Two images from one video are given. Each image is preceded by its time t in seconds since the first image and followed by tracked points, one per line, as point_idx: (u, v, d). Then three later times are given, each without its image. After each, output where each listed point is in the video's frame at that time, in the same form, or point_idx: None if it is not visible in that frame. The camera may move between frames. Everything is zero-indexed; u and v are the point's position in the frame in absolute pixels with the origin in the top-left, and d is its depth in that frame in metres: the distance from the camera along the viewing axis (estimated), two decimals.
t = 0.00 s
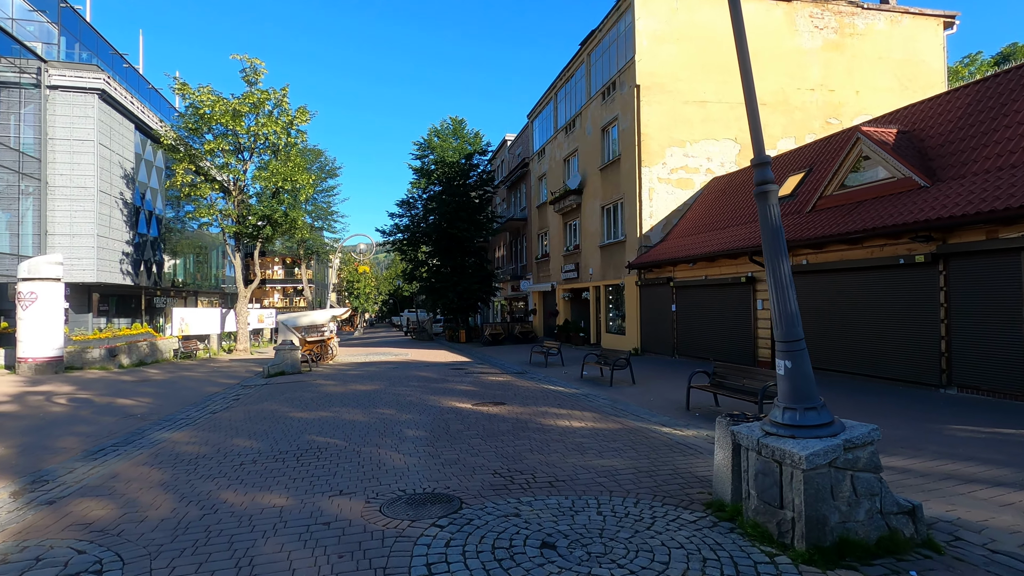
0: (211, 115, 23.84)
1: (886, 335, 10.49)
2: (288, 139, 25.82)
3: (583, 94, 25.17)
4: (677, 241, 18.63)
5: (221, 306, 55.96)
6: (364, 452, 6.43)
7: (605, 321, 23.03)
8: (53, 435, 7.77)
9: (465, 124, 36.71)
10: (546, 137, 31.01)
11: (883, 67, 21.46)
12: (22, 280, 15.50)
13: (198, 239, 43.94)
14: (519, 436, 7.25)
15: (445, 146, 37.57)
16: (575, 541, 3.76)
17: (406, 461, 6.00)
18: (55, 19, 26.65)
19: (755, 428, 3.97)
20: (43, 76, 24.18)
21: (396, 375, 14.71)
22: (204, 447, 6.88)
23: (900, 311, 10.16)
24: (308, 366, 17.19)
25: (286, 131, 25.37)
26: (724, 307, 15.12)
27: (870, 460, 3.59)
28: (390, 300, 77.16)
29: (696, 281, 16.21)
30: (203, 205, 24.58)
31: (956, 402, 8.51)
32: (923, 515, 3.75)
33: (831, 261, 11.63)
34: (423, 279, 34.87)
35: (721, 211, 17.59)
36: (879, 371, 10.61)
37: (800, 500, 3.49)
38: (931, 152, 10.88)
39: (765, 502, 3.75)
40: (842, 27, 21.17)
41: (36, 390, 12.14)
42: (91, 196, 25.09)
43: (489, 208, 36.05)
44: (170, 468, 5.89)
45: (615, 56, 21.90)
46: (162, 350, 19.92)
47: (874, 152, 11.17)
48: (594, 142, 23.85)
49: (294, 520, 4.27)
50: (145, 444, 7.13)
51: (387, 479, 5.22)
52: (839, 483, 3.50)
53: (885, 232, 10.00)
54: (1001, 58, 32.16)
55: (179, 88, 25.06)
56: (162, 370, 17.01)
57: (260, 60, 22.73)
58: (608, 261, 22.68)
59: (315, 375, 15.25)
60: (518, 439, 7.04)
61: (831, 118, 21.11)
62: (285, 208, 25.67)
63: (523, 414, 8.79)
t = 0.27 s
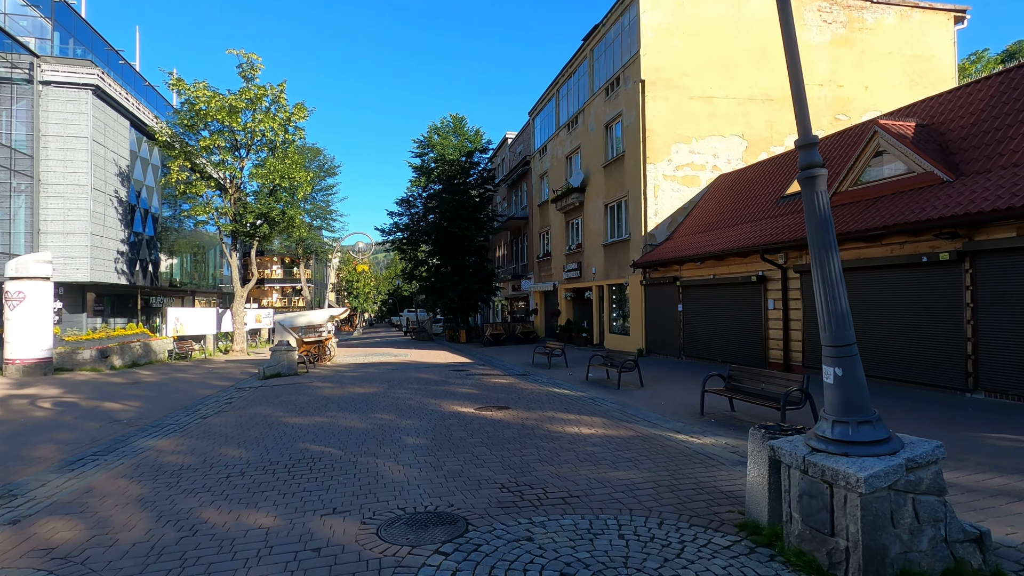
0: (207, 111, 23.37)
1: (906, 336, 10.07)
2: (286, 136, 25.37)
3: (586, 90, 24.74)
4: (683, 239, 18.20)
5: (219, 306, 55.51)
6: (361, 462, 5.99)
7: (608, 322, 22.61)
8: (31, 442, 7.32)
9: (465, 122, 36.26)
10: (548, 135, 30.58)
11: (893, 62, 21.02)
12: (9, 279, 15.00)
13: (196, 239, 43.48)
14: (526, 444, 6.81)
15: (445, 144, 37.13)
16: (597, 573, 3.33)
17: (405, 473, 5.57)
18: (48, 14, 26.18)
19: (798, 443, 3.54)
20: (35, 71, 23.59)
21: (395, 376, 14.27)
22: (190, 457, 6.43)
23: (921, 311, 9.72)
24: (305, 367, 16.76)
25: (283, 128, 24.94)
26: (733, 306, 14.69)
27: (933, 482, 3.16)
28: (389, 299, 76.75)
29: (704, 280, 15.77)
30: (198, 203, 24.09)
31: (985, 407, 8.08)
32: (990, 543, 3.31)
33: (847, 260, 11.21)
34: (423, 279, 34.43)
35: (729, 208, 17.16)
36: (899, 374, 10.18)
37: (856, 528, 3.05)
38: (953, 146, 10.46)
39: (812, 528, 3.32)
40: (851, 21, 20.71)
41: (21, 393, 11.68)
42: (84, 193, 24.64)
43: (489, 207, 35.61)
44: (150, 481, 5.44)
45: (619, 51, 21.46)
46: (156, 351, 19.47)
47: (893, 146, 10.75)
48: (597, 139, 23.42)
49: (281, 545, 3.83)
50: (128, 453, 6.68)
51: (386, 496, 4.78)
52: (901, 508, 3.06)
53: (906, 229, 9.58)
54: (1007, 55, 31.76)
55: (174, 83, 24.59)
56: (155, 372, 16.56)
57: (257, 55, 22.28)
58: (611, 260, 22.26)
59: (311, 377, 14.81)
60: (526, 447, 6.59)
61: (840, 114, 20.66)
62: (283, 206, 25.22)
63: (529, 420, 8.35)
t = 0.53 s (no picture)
0: (202, 106, 22.89)
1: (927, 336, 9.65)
2: (283, 132, 24.90)
3: (589, 85, 24.30)
4: (689, 236, 17.78)
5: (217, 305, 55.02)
6: (357, 472, 5.56)
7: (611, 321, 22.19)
8: (6, 448, 6.87)
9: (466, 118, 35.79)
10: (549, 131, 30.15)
11: (903, 56, 20.59)
12: None
13: (193, 237, 42.98)
14: (534, 451, 6.37)
15: (445, 141, 36.66)
16: None
17: (405, 484, 5.13)
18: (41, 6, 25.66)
19: (853, 458, 3.10)
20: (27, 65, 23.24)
21: (394, 377, 13.85)
22: (173, 465, 5.98)
23: (944, 310, 9.31)
24: (302, 367, 16.33)
25: (280, 123, 24.48)
26: (742, 305, 14.28)
27: (1017, 506, 2.73)
28: (388, 298, 76.31)
29: (712, 278, 15.34)
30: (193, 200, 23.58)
31: (1016, 411, 7.67)
32: None
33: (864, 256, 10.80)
34: (423, 277, 34.01)
35: (737, 205, 16.74)
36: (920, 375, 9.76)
37: (931, 559, 2.61)
38: (976, 137, 10.05)
39: (873, 557, 2.88)
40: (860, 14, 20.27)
41: (5, 395, 11.23)
42: (77, 189, 24.17)
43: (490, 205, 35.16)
44: (127, 493, 4.99)
45: (623, 44, 21.01)
46: (149, 351, 19.01)
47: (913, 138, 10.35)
48: (600, 135, 23.00)
49: (264, 572, 3.39)
50: (107, 461, 6.23)
51: (383, 512, 4.35)
52: (982, 537, 2.63)
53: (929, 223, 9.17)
54: (1013, 52, 31.38)
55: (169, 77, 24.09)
56: (147, 372, 16.11)
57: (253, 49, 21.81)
58: (614, 258, 21.83)
59: (307, 378, 14.34)
60: (534, 455, 6.16)
61: (849, 109, 20.26)
62: (279, 203, 24.75)
63: (535, 424, 7.92)
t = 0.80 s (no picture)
0: (198, 102, 22.43)
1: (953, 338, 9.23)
2: (281, 128, 24.45)
3: (592, 81, 23.85)
4: (697, 234, 17.36)
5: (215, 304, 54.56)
6: (356, 488, 5.13)
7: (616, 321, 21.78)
8: None
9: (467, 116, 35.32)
10: (552, 128, 29.71)
11: (914, 51, 20.17)
12: None
13: (190, 235, 42.50)
14: (545, 463, 5.94)
15: (446, 138, 36.19)
16: None
17: (408, 503, 4.70)
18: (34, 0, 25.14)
19: (932, 488, 2.66)
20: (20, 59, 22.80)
21: (394, 379, 13.41)
22: (157, 479, 5.55)
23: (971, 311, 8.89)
24: (300, 369, 15.90)
25: (278, 120, 24.03)
26: (753, 305, 13.86)
27: None
28: (388, 297, 75.87)
29: (721, 277, 14.92)
30: (189, 198, 23.09)
31: None
32: None
33: (885, 254, 10.39)
34: (423, 277, 33.58)
35: (746, 202, 16.31)
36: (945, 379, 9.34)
37: None
38: (1003, 130, 9.65)
39: None
40: (871, 8, 19.84)
41: None
42: (71, 187, 23.72)
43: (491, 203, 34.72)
44: (103, 513, 4.56)
45: (628, 38, 20.56)
46: (143, 352, 18.59)
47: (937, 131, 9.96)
48: (605, 131, 22.57)
49: None
50: (86, 474, 5.80)
51: (385, 537, 3.92)
52: None
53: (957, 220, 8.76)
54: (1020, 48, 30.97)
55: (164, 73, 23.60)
56: (140, 374, 15.66)
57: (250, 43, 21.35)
58: (619, 257, 21.40)
59: (305, 380, 13.89)
60: (546, 468, 5.73)
61: (859, 105, 19.84)
62: (277, 201, 24.30)
63: (544, 432, 7.49)
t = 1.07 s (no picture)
0: (194, 95, 21.98)
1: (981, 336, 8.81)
2: (279, 122, 24.01)
3: (596, 74, 23.41)
4: (704, 230, 16.96)
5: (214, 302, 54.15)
6: (355, 496, 4.72)
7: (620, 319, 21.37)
8: None
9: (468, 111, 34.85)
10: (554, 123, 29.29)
11: (925, 43, 19.77)
12: None
13: (188, 232, 42.06)
14: (558, 468, 5.52)
15: (446, 134, 35.75)
16: None
17: (412, 513, 4.29)
18: None
19: None
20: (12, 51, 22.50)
21: (395, 378, 13.00)
22: (139, 485, 5.13)
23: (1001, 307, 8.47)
24: (298, 367, 15.48)
25: (276, 113, 23.63)
26: (764, 302, 13.45)
27: None
28: (387, 295, 75.47)
29: (731, 273, 14.52)
30: (186, 192, 22.60)
31: None
32: None
33: (906, 248, 10.01)
34: (424, 274, 33.18)
35: (755, 196, 15.91)
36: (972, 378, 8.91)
37: None
38: None
39: None
40: None
41: None
42: (66, 181, 23.31)
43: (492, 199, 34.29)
44: (74, 525, 4.14)
45: (633, 30, 20.13)
46: (137, 350, 18.18)
47: (961, 120, 9.60)
48: (609, 125, 22.14)
49: None
50: (63, 479, 5.38)
51: (387, 556, 3.51)
52: None
53: (986, 211, 8.39)
54: None
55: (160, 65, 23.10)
56: (133, 372, 15.26)
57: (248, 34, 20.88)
58: (624, 253, 20.98)
59: (302, 379, 13.48)
60: (559, 473, 5.31)
61: (869, 98, 19.42)
62: (275, 196, 23.86)
63: (553, 433, 7.08)
